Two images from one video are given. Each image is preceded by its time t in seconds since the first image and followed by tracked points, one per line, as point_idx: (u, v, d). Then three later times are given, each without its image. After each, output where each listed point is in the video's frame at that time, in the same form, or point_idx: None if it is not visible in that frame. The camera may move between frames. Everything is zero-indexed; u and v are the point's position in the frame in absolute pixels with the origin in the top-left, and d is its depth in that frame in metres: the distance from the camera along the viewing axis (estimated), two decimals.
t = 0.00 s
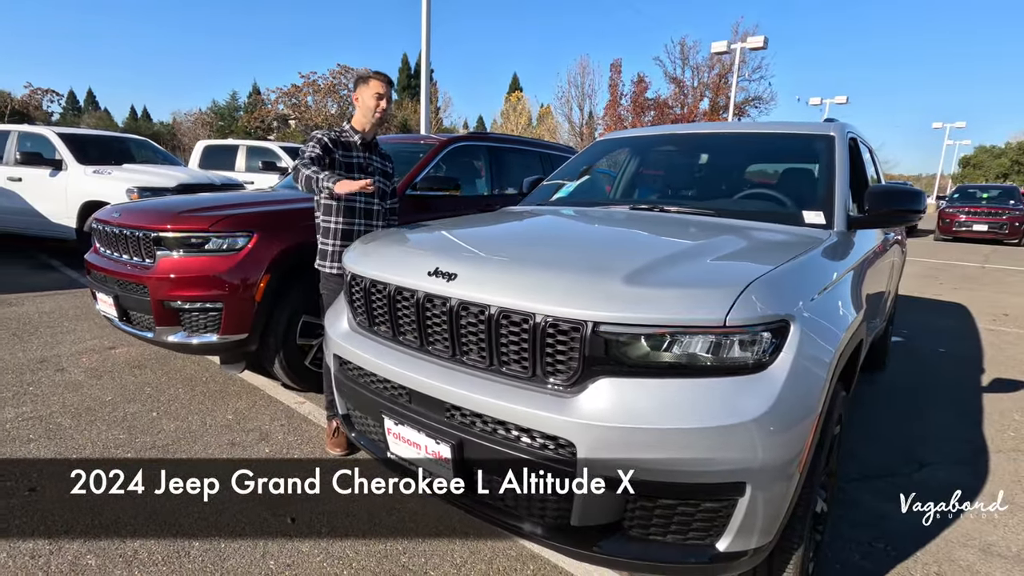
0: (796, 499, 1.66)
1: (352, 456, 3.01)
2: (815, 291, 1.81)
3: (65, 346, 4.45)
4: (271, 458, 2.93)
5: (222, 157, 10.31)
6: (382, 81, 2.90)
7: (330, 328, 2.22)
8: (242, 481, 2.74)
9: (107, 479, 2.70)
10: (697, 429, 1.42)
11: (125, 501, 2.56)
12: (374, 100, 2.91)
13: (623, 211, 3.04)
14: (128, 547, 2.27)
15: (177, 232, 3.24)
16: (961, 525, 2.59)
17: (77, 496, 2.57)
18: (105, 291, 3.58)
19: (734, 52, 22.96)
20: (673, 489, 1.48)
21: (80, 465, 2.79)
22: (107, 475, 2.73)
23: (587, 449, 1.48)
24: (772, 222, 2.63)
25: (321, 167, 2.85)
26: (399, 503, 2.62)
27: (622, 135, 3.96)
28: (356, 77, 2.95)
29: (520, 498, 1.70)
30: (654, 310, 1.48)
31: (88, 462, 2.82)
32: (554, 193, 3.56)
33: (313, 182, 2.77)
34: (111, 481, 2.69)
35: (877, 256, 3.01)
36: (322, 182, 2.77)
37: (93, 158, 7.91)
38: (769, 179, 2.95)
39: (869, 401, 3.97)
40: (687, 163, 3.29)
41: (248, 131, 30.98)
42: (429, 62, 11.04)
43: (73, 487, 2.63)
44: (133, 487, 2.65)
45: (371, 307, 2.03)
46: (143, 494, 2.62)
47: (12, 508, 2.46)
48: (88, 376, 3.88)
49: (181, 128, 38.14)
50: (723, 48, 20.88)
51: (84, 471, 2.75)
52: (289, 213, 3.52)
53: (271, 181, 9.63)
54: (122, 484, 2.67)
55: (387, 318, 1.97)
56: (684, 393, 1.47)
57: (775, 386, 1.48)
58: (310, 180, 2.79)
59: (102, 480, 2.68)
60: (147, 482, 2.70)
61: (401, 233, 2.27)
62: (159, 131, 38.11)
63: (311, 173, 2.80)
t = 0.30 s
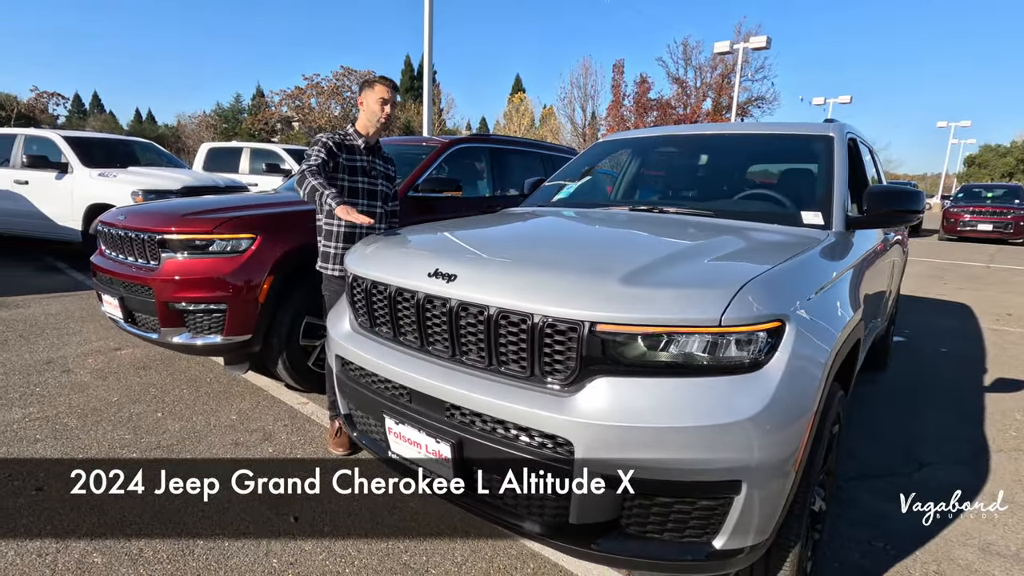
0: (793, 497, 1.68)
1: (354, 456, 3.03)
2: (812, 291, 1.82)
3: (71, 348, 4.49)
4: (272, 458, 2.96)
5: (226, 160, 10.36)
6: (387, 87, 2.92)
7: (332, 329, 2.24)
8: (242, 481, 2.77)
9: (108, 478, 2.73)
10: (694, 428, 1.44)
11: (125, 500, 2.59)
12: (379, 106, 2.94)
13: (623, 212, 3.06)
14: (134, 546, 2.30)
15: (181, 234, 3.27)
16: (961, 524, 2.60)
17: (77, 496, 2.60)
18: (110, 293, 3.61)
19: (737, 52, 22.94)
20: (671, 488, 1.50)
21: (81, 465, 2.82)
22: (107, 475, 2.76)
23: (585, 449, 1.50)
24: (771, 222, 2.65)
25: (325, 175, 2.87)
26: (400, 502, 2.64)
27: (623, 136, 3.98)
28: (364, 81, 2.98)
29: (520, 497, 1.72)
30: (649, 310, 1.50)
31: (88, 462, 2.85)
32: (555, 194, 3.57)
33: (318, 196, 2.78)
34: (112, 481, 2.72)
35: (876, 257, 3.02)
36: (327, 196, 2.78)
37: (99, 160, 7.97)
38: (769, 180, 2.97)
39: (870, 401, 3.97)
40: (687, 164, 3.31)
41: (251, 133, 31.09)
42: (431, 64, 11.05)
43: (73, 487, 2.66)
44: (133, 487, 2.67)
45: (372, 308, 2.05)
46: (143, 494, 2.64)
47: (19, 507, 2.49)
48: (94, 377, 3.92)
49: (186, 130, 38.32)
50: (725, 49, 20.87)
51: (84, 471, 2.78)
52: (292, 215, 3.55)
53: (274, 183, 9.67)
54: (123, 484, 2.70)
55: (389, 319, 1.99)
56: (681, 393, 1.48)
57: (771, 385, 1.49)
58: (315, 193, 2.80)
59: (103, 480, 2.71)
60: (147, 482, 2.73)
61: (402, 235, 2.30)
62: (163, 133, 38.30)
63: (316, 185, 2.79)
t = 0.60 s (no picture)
0: (792, 497, 1.69)
1: (356, 456, 3.05)
2: (811, 291, 1.83)
3: (76, 349, 4.52)
4: (273, 459, 2.97)
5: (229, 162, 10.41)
6: (384, 87, 2.94)
7: (334, 330, 2.25)
8: (242, 481, 2.79)
9: (107, 479, 2.74)
10: (693, 429, 1.45)
11: (126, 501, 2.61)
12: (378, 106, 2.96)
13: (624, 213, 3.07)
14: (138, 545, 2.32)
15: (185, 236, 3.30)
16: (963, 524, 2.60)
17: (77, 496, 2.62)
18: (115, 294, 3.64)
19: (740, 52, 22.90)
20: (669, 487, 1.51)
21: (81, 466, 2.84)
22: (107, 475, 2.78)
23: (585, 449, 1.51)
24: (771, 223, 2.66)
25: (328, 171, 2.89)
26: (402, 502, 2.65)
27: (623, 136, 3.99)
28: (361, 84, 3.01)
29: (521, 497, 1.73)
30: (648, 310, 1.51)
31: (88, 463, 2.87)
32: (556, 195, 3.59)
33: (321, 184, 2.81)
34: (111, 481, 2.73)
35: (877, 257, 3.02)
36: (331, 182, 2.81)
37: (103, 163, 8.02)
38: (770, 181, 2.98)
39: (872, 401, 3.97)
40: (687, 165, 3.32)
41: (255, 135, 31.22)
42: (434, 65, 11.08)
43: (72, 487, 2.68)
44: (133, 487, 2.69)
45: (374, 309, 2.07)
46: (143, 494, 2.66)
47: (24, 507, 2.51)
48: (99, 378, 3.94)
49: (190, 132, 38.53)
50: (728, 49, 20.85)
51: (84, 471, 2.80)
52: (294, 216, 3.58)
53: (277, 185, 9.70)
54: (122, 484, 2.72)
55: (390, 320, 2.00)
56: (679, 394, 1.49)
57: (769, 386, 1.50)
58: (319, 183, 2.83)
59: (102, 480, 2.73)
60: (147, 482, 2.75)
61: (404, 236, 2.31)
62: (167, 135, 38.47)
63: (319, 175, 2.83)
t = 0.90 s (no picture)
0: (793, 496, 1.69)
1: (358, 457, 3.05)
2: (811, 290, 1.83)
3: (80, 350, 4.54)
4: (274, 459, 2.98)
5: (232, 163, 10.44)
6: (380, 88, 2.91)
7: (336, 330, 2.26)
8: (242, 481, 2.79)
9: (107, 479, 2.76)
10: (693, 429, 1.45)
11: (126, 501, 2.62)
12: (375, 108, 2.91)
13: (625, 212, 3.07)
14: (141, 545, 2.33)
15: (187, 237, 3.31)
16: (965, 524, 2.59)
17: (77, 496, 2.63)
18: (118, 295, 3.65)
19: (742, 52, 22.85)
20: (669, 487, 1.51)
21: (81, 466, 2.85)
22: (107, 475, 2.79)
23: (584, 449, 1.51)
24: (772, 223, 2.65)
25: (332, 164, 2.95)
26: (404, 502, 2.66)
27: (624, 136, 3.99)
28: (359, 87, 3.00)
29: (522, 497, 1.73)
30: (648, 310, 1.51)
31: (89, 463, 2.88)
32: (558, 195, 3.59)
33: (327, 164, 2.88)
34: (111, 481, 2.74)
35: (879, 256, 3.01)
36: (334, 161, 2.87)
37: (107, 165, 8.06)
38: (771, 180, 2.98)
39: (875, 401, 3.96)
40: (688, 164, 3.32)
41: (259, 137, 31.30)
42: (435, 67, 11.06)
43: (72, 486, 2.69)
44: (133, 487, 2.70)
45: (375, 309, 2.07)
46: (143, 494, 2.67)
47: (27, 508, 2.53)
48: (103, 379, 3.96)
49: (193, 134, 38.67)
50: (730, 48, 20.80)
51: (84, 471, 2.81)
52: (297, 217, 3.59)
53: (280, 186, 9.72)
54: (122, 484, 2.73)
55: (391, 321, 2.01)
56: (680, 393, 1.49)
57: (770, 385, 1.50)
58: (322, 165, 2.89)
59: (102, 480, 2.74)
60: (147, 482, 2.76)
61: (405, 237, 2.31)
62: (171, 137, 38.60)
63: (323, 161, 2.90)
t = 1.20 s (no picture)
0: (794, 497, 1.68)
1: (359, 457, 3.05)
2: (812, 290, 1.82)
3: (83, 351, 4.56)
4: (275, 459, 2.98)
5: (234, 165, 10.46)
6: (375, 91, 2.83)
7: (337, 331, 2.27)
8: (242, 481, 2.80)
9: (107, 479, 2.76)
10: (693, 430, 1.45)
11: (126, 501, 2.62)
12: (371, 110, 2.87)
13: (627, 213, 3.06)
14: (142, 546, 2.33)
15: (188, 238, 3.31)
16: (968, 524, 2.58)
17: (77, 496, 2.64)
18: (121, 296, 3.66)
19: (745, 52, 22.81)
20: (668, 488, 1.50)
21: (82, 466, 2.86)
22: (107, 475, 2.80)
23: (584, 449, 1.51)
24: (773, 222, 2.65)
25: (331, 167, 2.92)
26: (405, 503, 2.66)
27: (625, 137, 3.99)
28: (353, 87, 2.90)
29: (521, 497, 1.73)
30: (648, 310, 1.51)
31: (90, 463, 2.89)
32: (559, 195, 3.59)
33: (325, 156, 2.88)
34: (112, 481, 2.75)
35: (882, 256, 3.00)
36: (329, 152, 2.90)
37: (111, 167, 8.08)
38: (772, 180, 2.97)
39: (877, 401, 3.95)
40: (689, 165, 3.32)
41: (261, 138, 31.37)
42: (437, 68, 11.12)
43: (73, 487, 2.70)
44: (133, 487, 2.71)
45: (376, 309, 2.07)
46: (143, 494, 2.68)
47: (29, 508, 2.54)
48: (105, 380, 3.98)
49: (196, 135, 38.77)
50: (732, 48, 20.76)
51: (84, 471, 2.82)
52: (297, 218, 3.59)
53: (282, 187, 9.74)
54: (123, 484, 2.74)
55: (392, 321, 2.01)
56: (680, 394, 1.49)
57: (770, 385, 1.49)
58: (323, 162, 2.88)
59: (102, 480, 2.75)
60: (147, 482, 2.76)
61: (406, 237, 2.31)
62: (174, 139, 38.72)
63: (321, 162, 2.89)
